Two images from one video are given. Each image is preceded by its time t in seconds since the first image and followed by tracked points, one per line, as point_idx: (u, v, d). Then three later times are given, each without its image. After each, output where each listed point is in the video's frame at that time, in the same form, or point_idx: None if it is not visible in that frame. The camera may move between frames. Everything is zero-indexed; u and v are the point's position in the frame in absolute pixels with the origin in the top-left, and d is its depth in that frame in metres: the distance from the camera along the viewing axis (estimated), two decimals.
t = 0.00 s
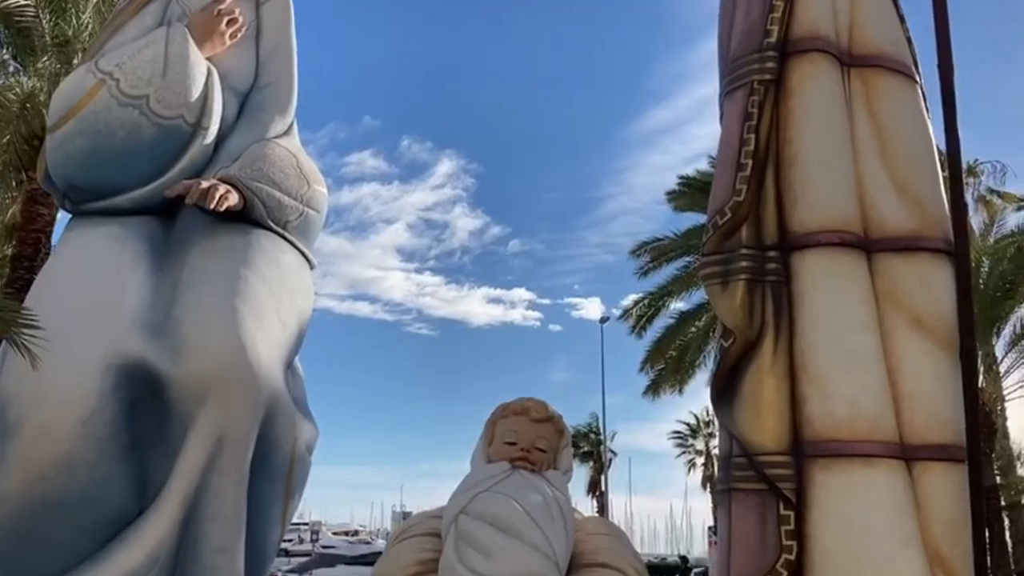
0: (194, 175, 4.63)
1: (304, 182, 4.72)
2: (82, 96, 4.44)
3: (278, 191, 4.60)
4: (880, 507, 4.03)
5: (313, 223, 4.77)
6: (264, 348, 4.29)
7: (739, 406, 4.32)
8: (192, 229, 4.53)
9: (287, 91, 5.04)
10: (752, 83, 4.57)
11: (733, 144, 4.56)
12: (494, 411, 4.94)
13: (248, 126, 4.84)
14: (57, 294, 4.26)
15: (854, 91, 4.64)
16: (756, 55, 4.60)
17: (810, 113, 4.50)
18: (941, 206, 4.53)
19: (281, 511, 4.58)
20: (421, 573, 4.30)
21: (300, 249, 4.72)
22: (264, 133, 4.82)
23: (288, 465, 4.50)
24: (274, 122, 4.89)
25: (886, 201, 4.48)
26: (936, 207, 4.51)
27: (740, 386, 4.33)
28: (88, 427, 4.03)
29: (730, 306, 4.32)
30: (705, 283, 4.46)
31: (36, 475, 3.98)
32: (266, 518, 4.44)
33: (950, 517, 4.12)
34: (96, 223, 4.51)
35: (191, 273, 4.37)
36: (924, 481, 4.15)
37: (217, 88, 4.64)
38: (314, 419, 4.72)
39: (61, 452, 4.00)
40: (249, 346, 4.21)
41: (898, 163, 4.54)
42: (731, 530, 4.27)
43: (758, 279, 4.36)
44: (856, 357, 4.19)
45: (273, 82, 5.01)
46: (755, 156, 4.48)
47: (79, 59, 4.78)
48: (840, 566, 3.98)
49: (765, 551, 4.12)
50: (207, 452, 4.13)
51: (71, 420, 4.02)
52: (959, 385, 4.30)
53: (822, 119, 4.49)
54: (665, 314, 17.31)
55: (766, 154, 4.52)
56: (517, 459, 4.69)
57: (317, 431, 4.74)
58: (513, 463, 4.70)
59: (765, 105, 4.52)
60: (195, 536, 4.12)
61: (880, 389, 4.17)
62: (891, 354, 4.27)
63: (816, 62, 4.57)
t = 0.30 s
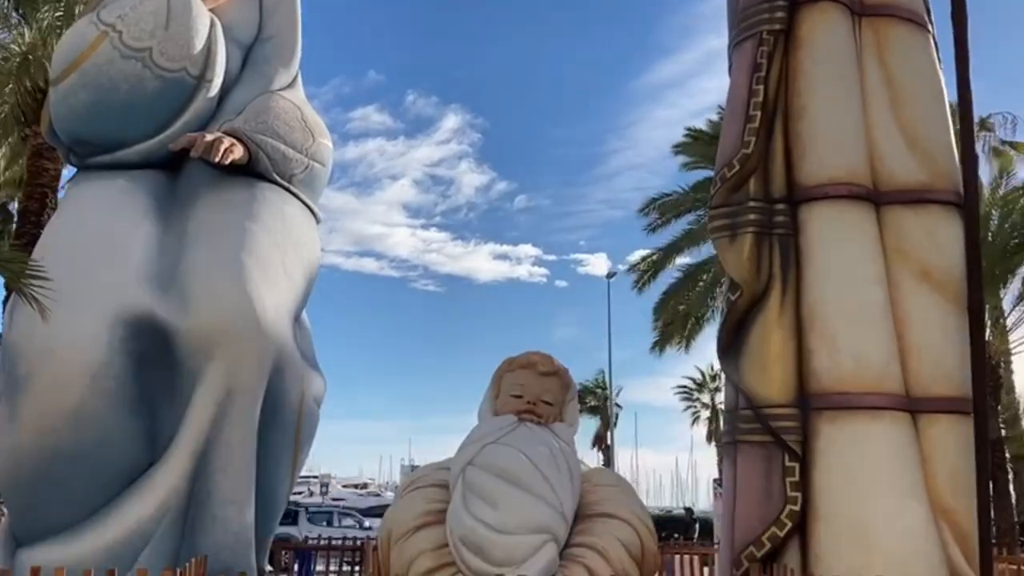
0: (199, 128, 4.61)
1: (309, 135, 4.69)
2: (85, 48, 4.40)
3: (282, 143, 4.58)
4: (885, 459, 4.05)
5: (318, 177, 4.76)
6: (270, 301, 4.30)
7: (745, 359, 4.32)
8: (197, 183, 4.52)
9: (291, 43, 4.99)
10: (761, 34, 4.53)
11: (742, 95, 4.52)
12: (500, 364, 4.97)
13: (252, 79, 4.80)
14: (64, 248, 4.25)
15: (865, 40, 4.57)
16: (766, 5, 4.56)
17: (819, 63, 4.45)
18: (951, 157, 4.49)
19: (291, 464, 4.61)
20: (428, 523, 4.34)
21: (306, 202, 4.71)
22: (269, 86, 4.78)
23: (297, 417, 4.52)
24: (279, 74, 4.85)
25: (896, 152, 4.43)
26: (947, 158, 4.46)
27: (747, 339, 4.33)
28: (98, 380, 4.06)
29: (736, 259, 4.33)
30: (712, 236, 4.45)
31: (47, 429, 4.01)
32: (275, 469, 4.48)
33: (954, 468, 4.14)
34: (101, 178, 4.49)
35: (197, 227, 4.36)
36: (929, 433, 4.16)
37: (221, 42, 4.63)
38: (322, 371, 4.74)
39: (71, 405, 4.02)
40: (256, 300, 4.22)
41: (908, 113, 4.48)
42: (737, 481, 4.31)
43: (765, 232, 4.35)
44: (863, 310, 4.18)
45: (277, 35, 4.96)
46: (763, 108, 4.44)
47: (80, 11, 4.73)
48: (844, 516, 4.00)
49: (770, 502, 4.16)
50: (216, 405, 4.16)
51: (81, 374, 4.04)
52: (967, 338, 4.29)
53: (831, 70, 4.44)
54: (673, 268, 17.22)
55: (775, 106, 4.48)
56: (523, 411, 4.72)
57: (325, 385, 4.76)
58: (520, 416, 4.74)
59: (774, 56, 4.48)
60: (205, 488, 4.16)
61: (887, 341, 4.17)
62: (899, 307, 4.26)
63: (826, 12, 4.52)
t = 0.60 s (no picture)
0: (202, 88, 4.59)
1: (313, 95, 4.67)
2: (86, 7, 4.37)
3: (286, 103, 4.55)
4: (890, 418, 4.05)
5: (323, 136, 4.74)
6: (276, 260, 4.29)
7: (751, 319, 4.32)
8: (201, 143, 4.50)
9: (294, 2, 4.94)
10: None
11: (750, 53, 4.49)
12: (505, 325, 4.97)
13: (255, 38, 4.76)
14: (69, 208, 4.25)
15: None
16: None
17: (828, 22, 4.42)
18: (961, 116, 4.44)
19: (299, 424, 4.64)
20: (434, 482, 4.37)
21: (311, 162, 4.69)
22: (272, 45, 4.73)
23: (304, 377, 4.54)
24: (282, 33, 4.80)
25: (905, 111, 4.40)
26: (956, 117, 4.42)
27: (753, 299, 4.33)
28: (105, 340, 4.07)
29: (743, 219, 4.30)
30: (719, 196, 4.43)
31: (56, 388, 4.04)
32: (283, 427, 4.50)
33: (958, 428, 4.14)
34: (105, 138, 4.47)
35: (202, 187, 4.35)
36: (934, 392, 4.16)
37: None
38: (328, 332, 4.75)
39: (79, 365, 4.04)
40: (261, 259, 4.22)
41: (918, 71, 4.43)
42: (741, 441, 4.33)
43: (773, 192, 4.33)
44: (869, 270, 4.17)
45: None
46: (772, 66, 4.40)
47: None
48: (848, 475, 4.02)
49: (775, 461, 4.18)
50: (222, 364, 4.17)
51: (88, 333, 4.06)
52: (973, 298, 4.27)
53: (840, 28, 4.41)
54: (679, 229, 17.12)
55: (783, 64, 4.45)
56: (529, 372, 4.74)
57: (332, 346, 4.78)
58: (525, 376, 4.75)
59: (783, 13, 4.45)
60: (213, 447, 4.18)
61: (893, 301, 4.16)
62: (905, 267, 4.25)
63: None
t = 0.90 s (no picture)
0: (205, 56, 4.56)
1: (317, 63, 4.64)
2: None
3: (290, 72, 4.53)
4: (895, 387, 4.05)
5: (327, 106, 4.72)
6: (280, 229, 4.29)
7: (757, 288, 4.31)
8: (205, 112, 4.48)
9: None
10: None
11: (758, 20, 4.45)
12: (511, 295, 4.97)
13: (257, 7, 4.69)
14: (73, 177, 4.24)
15: None
16: None
17: None
18: (970, 83, 4.40)
19: (305, 392, 4.65)
20: (439, 451, 4.39)
21: (315, 131, 4.67)
22: (275, 14, 4.67)
23: (310, 347, 4.54)
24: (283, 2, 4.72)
25: (913, 77, 4.36)
26: (966, 84, 4.38)
27: (760, 268, 4.31)
28: (111, 309, 4.08)
29: (750, 187, 4.28)
30: (726, 164, 4.41)
31: (62, 357, 4.05)
32: (289, 396, 4.51)
33: (963, 397, 4.14)
34: (109, 107, 4.45)
35: (206, 155, 4.34)
36: (940, 361, 4.15)
37: None
38: (333, 302, 4.75)
39: (85, 334, 4.05)
40: (266, 228, 4.21)
41: (928, 38, 4.38)
42: (747, 410, 4.33)
43: (780, 159, 4.31)
44: (876, 238, 4.15)
45: None
46: (779, 33, 4.37)
47: None
48: (853, 443, 4.02)
49: (780, 430, 4.19)
50: (229, 334, 4.18)
51: (93, 303, 4.06)
52: (981, 266, 4.25)
53: None
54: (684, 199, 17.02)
55: (791, 31, 4.42)
56: (534, 341, 4.74)
57: (337, 315, 4.78)
58: (531, 346, 4.75)
59: None
60: (220, 416, 4.20)
61: (900, 270, 4.14)
62: (913, 234, 4.22)
63: None
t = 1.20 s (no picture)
0: (206, 33, 4.55)
1: (319, 40, 4.62)
2: None
3: (292, 48, 4.51)
4: (900, 363, 4.05)
5: (328, 82, 4.71)
6: (283, 206, 4.28)
7: (761, 264, 4.30)
8: (206, 89, 4.46)
9: None
10: None
11: None
12: (514, 272, 4.98)
13: None
14: (75, 154, 4.23)
15: None
16: None
17: None
18: (977, 57, 4.36)
19: (310, 366, 4.65)
20: (444, 427, 4.40)
21: (317, 107, 4.65)
22: None
23: (314, 324, 4.55)
24: None
25: (919, 51, 4.33)
26: (972, 57, 4.34)
27: (764, 244, 4.30)
28: (115, 287, 4.08)
29: (754, 164, 4.29)
30: (730, 141, 4.43)
31: (67, 334, 4.06)
32: (294, 373, 4.52)
33: (968, 372, 4.14)
34: (111, 84, 4.44)
35: (208, 132, 4.33)
36: (944, 337, 4.15)
37: None
38: (336, 278, 4.76)
39: (90, 312, 4.06)
40: (269, 205, 4.21)
41: (935, 11, 4.34)
42: (751, 386, 4.34)
43: (784, 135, 4.29)
44: (881, 214, 4.13)
45: None
46: (784, 8, 4.37)
47: None
48: (857, 419, 4.03)
49: (784, 406, 4.20)
50: (233, 311, 4.18)
51: (98, 280, 4.06)
52: (986, 241, 4.24)
53: None
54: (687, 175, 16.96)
55: (797, 6, 4.41)
56: (537, 318, 4.74)
57: (340, 291, 4.79)
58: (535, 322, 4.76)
59: None
60: (225, 393, 4.21)
61: (905, 245, 4.13)
62: (918, 210, 4.21)
63: None
